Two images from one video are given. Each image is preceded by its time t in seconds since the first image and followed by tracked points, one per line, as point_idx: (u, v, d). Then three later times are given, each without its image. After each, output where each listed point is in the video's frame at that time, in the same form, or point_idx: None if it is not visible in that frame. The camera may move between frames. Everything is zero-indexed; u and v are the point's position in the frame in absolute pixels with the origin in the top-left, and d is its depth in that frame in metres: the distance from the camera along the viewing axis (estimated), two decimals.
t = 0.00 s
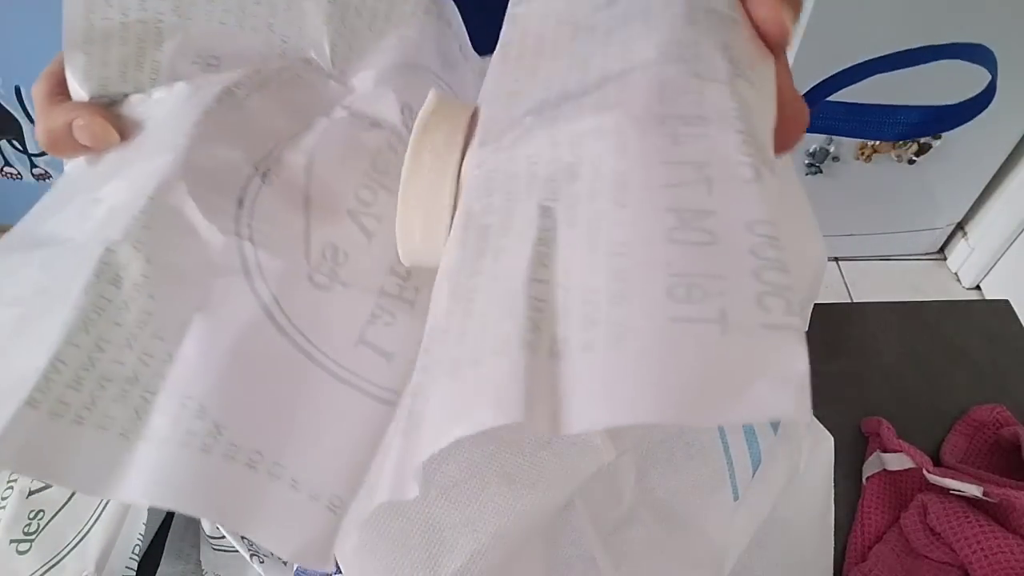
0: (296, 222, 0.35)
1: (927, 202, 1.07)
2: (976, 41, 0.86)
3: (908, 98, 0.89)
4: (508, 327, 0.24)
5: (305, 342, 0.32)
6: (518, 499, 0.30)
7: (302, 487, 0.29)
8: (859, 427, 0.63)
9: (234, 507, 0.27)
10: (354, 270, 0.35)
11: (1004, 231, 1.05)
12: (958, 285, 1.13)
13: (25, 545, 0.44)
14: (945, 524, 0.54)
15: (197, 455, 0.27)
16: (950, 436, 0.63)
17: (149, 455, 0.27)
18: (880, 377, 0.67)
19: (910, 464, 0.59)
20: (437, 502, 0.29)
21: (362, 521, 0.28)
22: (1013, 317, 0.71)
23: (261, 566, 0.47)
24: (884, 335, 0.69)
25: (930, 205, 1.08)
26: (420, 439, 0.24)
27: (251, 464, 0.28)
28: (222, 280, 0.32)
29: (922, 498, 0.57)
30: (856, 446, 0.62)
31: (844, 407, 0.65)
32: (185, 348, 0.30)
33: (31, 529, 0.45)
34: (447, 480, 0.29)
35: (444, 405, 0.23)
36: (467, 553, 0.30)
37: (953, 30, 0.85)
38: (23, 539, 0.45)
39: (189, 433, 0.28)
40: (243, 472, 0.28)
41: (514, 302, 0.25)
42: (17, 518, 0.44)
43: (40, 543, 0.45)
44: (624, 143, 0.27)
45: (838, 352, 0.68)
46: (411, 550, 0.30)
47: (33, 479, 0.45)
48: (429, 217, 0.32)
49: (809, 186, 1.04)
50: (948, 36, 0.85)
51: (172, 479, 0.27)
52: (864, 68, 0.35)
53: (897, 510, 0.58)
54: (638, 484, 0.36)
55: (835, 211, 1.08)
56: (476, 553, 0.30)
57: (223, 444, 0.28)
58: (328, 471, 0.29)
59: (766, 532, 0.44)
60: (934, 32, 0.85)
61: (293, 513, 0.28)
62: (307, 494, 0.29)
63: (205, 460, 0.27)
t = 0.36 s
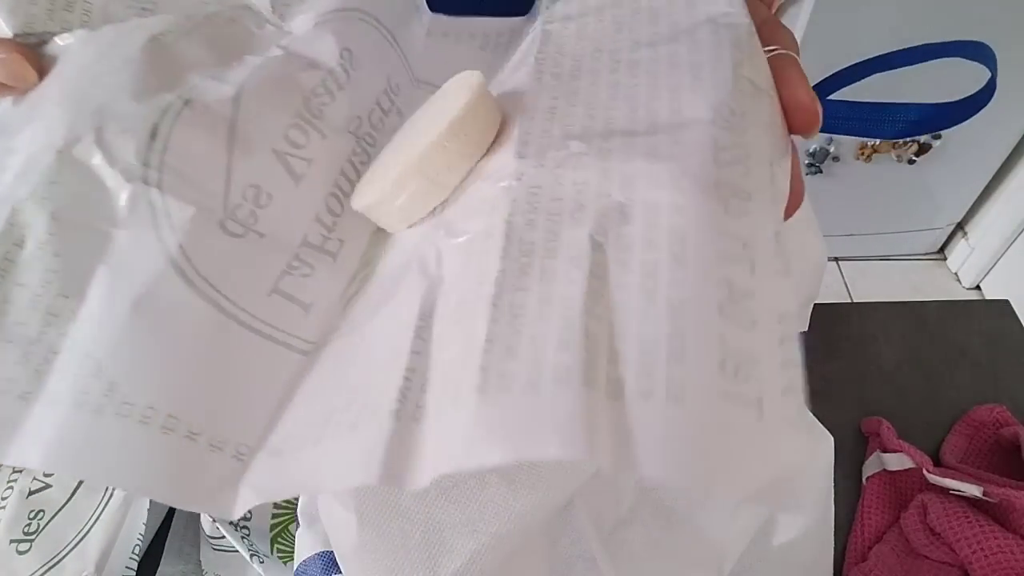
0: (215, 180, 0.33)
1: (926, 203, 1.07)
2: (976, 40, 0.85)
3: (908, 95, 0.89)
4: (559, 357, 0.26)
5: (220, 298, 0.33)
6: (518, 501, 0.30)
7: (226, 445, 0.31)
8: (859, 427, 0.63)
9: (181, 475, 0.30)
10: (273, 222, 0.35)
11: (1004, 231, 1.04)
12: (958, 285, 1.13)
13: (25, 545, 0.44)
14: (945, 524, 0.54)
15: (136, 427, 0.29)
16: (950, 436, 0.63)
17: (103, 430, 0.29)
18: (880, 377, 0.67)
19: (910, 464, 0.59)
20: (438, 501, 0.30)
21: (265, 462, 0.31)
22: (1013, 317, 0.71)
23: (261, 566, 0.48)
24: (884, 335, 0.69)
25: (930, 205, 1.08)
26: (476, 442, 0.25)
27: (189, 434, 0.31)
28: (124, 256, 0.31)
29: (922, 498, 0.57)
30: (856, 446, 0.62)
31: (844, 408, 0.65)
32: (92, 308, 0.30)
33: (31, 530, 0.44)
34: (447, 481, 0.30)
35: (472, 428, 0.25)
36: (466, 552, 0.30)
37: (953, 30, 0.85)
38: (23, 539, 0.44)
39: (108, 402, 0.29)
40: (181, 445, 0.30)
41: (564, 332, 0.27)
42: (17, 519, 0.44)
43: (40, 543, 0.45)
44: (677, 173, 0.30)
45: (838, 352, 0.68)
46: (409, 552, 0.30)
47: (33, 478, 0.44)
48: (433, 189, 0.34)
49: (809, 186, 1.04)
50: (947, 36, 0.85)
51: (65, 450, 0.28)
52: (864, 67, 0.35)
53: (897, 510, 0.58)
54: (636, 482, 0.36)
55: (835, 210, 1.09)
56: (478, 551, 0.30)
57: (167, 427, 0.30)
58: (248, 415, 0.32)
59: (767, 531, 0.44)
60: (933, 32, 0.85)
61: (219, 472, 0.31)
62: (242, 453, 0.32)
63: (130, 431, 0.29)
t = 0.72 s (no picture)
0: (174, 133, 0.31)
1: (926, 203, 1.07)
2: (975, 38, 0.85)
3: (908, 95, 0.89)
4: (566, 450, 0.28)
5: (197, 283, 0.30)
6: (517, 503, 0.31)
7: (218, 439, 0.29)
8: (859, 427, 0.63)
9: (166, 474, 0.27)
10: (237, 188, 0.32)
11: (1005, 231, 1.04)
12: (958, 285, 1.13)
13: (25, 544, 0.45)
14: (945, 524, 0.54)
15: (120, 422, 0.26)
16: (950, 436, 0.63)
17: (92, 427, 0.26)
18: (880, 377, 0.67)
19: (910, 464, 0.59)
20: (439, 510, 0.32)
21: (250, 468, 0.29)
22: (1013, 317, 0.71)
23: (261, 566, 0.48)
24: (884, 335, 0.69)
25: (930, 205, 1.08)
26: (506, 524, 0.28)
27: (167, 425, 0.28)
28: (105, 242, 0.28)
29: (922, 497, 0.57)
30: (856, 446, 0.62)
31: (844, 407, 0.65)
32: (64, 287, 0.27)
33: (30, 530, 0.45)
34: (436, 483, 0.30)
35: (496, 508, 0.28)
36: (466, 555, 0.32)
37: (952, 29, 0.85)
38: (23, 539, 0.46)
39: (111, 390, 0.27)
40: (169, 439, 0.27)
41: (571, 416, 0.29)
42: (17, 518, 0.45)
43: (40, 542, 0.46)
44: (667, 222, 0.32)
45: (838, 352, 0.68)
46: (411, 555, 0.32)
47: (33, 478, 0.46)
48: (438, 218, 0.36)
49: (809, 186, 1.04)
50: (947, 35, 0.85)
51: (63, 433, 0.26)
52: (884, 59, 0.35)
53: (897, 510, 0.58)
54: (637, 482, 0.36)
55: (835, 210, 1.09)
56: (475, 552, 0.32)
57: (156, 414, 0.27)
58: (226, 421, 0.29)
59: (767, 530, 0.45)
60: (933, 31, 0.85)
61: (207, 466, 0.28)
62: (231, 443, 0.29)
63: (109, 422, 0.26)
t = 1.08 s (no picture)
0: (229, 113, 0.34)
1: (926, 203, 1.07)
2: (976, 41, 0.86)
3: (909, 96, 0.89)
4: (623, 395, 0.31)
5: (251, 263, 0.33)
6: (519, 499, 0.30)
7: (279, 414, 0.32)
8: (859, 427, 0.63)
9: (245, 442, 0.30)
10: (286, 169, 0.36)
11: (1005, 230, 1.04)
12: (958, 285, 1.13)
13: (25, 544, 0.46)
14: (946, 524, 0.54)
15: (185, 394, 0.29)
16: (950, 436, 0.63)
17: (171, 401, 0.29)
18: (880, 378, 0.67)
19: (910, 463, 0.59)
20: (440, 506, 0.31)
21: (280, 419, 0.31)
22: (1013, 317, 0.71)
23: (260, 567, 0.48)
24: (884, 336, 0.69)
25: (930, 205, 1.08)
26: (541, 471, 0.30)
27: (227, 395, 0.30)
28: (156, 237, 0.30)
29: (922, 498, 0.57)
30: (856, 446, 0.62)
31: (844, 408, 0.65)
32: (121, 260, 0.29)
33: (31, 529, 0.46)
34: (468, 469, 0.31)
35: (529, 459, 0.30)
36: (467, 554, 0.31)
37: (953, 29, 0.85)
38: (23, 539, 0.46)
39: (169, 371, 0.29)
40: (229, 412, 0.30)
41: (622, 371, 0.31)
42: (18, 518, 0.46)
43: (40, 544, 0.47)
44: (709, 173, 0.36)
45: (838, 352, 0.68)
46: (411, 552, 0.31)
47: (34, 477, 0.48)
48: (478, 185, 0.38)
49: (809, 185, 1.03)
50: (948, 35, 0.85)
51: (122, 404, 0.28)
52: (881, 58, 0.35)
53: (897, 510, 0.58)
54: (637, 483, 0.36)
55: (836, 210, 1.09)
56: (475, 553, 0.31)
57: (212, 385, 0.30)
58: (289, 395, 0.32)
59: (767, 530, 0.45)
60: (934, 31, 0.85)
61: (268, 439, 0.31)
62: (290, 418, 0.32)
63: (169, 391, 0.29)
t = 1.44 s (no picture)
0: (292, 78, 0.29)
1: (927, 203, 1.07)
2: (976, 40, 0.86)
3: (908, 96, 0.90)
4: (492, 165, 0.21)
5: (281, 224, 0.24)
6: (521, 496, 0.30)
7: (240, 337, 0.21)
8: (859, 427, 0.63)
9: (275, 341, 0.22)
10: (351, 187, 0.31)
11: (1005, 230, 1.05)
12: (958, 285, 1.13)
13: (25, 544, 0.46)
14: (945, 524, 0.54)
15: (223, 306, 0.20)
16: (949, 436, 0.63)
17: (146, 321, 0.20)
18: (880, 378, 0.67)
19: (910, 463, 0.59)
20: (441, 505, 0.30)
21: (318, 374, 0.29)
22: (1013, 317, 0.71)
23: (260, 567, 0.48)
24: (884, 336, 0.69)
25: (930, 205, 1.08)
26: (545, 452, 0.31)
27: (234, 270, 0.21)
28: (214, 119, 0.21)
29: (922, 498, 0.57)
30: (856, 446, 0.62)
31: (844, 408, 0.65)
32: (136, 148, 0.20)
33: (31, 530, 0.47)
34: (448, 479, 0.30)
35: (536, 438, 0.30)
36: (467, 554, 0.30)
37: (953, 28, 0.84)
38: (22, 539, 0.47)
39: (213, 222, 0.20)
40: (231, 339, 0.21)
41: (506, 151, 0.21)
42: (17, 518, 0.47)
43: (40, 543, 0.46)
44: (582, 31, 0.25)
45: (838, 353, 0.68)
46: (410, 551, 0.30)
47: (33, 478, 0.49)
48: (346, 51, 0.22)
49: (809, 186, 1.03)
50: (948, 36, 0.85)
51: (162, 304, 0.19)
52: (879, 59, 0.35)
53: (897, 510, 0.58)
54: (637, 482, 0.37)
55: (836, 210, 1.08)
56: (476, 551, 0.30)
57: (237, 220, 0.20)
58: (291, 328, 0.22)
59: (768, 531, 0.45)
60: (934, 33, 0.85)
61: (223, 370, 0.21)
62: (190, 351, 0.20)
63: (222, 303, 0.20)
